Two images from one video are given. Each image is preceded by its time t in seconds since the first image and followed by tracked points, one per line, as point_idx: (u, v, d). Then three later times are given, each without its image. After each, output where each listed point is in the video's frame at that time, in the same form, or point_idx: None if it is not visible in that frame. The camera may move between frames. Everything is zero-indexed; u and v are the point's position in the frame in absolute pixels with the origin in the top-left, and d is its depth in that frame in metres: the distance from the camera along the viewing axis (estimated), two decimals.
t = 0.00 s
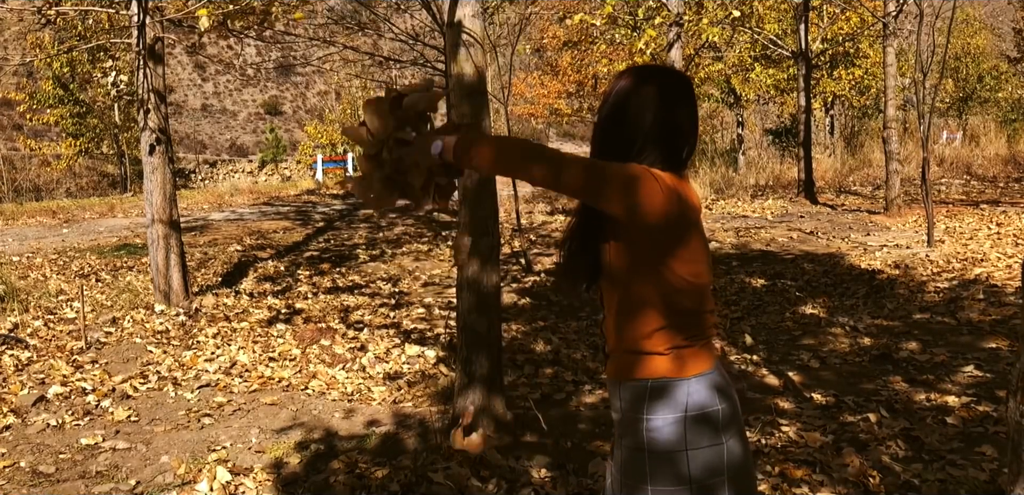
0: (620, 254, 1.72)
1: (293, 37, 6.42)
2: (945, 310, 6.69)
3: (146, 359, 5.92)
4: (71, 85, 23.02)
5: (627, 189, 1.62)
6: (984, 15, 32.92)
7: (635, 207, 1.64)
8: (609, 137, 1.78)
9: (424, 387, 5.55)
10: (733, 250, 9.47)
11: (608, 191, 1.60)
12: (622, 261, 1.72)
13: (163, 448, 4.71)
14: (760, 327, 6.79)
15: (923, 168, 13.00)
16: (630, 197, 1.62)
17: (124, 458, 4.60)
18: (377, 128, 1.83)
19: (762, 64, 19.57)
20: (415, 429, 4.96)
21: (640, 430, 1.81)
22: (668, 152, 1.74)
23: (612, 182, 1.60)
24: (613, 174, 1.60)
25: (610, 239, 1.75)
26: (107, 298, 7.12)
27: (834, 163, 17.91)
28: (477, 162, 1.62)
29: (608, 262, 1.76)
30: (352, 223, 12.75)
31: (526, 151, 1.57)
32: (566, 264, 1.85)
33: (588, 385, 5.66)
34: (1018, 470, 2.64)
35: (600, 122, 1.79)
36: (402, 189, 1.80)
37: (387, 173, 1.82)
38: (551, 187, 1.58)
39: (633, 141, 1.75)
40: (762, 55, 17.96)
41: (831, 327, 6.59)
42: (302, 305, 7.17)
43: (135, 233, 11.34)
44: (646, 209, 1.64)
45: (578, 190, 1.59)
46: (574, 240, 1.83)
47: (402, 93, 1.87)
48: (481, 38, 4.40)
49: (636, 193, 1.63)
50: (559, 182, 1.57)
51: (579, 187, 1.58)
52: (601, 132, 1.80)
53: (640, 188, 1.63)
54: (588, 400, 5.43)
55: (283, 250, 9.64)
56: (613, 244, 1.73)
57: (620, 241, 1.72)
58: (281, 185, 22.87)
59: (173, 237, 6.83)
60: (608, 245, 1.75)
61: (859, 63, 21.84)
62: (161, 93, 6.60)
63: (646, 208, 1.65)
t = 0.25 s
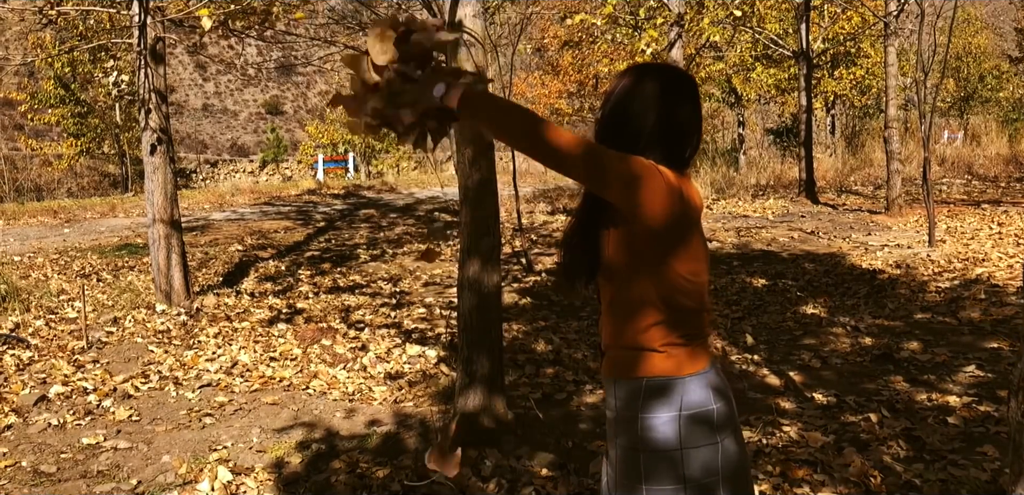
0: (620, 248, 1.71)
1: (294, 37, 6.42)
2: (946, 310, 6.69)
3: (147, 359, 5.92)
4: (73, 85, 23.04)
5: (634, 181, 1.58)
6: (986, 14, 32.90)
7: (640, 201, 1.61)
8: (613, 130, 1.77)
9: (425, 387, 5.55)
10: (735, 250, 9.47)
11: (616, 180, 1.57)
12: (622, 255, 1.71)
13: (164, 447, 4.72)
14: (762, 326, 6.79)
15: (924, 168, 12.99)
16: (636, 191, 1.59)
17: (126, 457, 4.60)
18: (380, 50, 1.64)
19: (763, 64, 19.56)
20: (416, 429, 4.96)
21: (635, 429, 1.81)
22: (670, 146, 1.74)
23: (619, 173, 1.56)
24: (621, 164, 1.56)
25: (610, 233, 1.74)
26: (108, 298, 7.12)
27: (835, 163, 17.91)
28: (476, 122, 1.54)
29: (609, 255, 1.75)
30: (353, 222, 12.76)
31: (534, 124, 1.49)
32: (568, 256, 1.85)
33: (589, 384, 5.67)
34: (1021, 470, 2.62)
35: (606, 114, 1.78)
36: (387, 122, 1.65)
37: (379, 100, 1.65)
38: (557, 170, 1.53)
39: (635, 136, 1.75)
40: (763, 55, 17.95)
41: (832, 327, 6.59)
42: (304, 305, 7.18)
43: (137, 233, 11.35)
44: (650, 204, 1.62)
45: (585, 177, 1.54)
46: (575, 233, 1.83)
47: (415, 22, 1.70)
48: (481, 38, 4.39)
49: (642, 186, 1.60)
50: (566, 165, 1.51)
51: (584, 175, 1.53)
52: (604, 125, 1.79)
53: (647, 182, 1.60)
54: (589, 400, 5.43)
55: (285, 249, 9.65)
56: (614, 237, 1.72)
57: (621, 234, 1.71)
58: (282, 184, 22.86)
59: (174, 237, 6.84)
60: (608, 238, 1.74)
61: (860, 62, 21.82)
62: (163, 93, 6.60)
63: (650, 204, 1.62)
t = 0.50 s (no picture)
0: (619, 244, 1.71)
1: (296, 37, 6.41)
2: (948, 310, 6.68)
3: (149, 359, 5.93)
4: (75, 85, 23.06)
5: (640, 174, 1.58)
6: (988, 14, 32.85)
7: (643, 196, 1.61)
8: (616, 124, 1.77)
9: (427, 387, 5.56)
10: (736, 250, 9.47)
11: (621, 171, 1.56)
12: (622, 251, 1.71)
13: (167, 447, 4.72)
14: (763, 327, 6.78)
15: (926, 168, 12.98)
16: (640, 186, 1.59)
17: (128, 457, 4.61)
18: None
19: (765, 64, 19.54)
20: (418, 429, 4.96)
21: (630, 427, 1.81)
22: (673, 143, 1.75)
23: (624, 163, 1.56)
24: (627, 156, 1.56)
25: (611, 228, 1.74)
26: (110, 298, 7.12)
27: (837, 163, 17.91)
28: (492, 82, 1.54)
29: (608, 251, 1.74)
30: (354, 222, 12.77)
31: (549, 95, 1.51)
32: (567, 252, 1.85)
33: (591, 384, 5.67)
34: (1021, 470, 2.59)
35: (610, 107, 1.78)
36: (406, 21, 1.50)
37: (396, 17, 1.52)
38: (565, 149, 1.53)
39: (638, 132, 1.75)
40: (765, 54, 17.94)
41: (834, 328, 6.58)
42: (305, 305, 7.18)
43: (138, 233, 11.35)
44: (652, 201, 1.62)
45: (592, 164, 1.54)
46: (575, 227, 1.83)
47: None
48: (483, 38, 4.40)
49: (646, 181, 1.59)
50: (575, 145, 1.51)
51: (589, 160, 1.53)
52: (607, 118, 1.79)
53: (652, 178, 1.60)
54: (591, 400, 5.44)
55: (286, 249, 9.65)
56: (614, 232, 1.72)
57: (622, 229, 1.70)
58: (284, 184, 22.87)
59: (176, 237, 6.83)
60: (609, 233, 1.74)
61: (862, 62, 21.80)
62: (165, 92, 6.59)
63: (652, 200, 1.62)
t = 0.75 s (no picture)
0: (619, 241, 1.70)
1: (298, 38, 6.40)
2: (952, 311, 6.68)
3: (152, 359, 5.93)
4: (78, 86, 23.08)
5: (645, 168, 1.57)
6: (992, 14, 32.76)
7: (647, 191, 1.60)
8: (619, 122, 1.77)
9: (430, 387, 5.56)
10: (739, 250, 9.46)
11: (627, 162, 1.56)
12: (622, 249, 1.69)
13: (170, 448, 4.73)
14: (767, 327, 6.78)
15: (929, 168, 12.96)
16: (644, 181, 1.58)
17: (131, 458, 4.61)
18: None
19: (768, 64, 19.51)
20: (421, 430, 4.97)
21: (629, 427, 1.81)
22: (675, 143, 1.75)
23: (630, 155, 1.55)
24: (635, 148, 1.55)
25: (611, 225, 1.73)
26: (114, 298, 7.13)
27: (840, 163, 17.89)
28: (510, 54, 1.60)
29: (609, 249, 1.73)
30: (357, 223, 12.77)
31: (567, 79, 1.54)
32: (565, 250, 1.83)
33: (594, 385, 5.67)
34: None
35: (614, 103, 1.78)
36: None
37: None
38: (573, 134, 1.54)
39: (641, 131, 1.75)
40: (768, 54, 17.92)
41: (837, 328, 6.58)
42: (308, 306, 7.18)
43: (141, 233, 11.35)
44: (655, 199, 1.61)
45: (599, 154, 1.53)
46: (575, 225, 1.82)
47: None
48: (485, 38, 4.39)
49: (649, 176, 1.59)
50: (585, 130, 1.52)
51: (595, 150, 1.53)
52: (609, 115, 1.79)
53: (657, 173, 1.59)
54: (594, 400, 5.44)
55: (289, 250, 9.66)
56: (615, 229, 1.71)
57: (622, 228, 1.69)
58: (287, 185, 22.87)
59: (179, 238, 6.84)
60: (609, 230, 1.73)
61: (865, 62, 21.78)
62: (167, 93, 6.60)
63: (656, 197, 1.61)
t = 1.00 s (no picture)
0: (622, 240, 1.66)
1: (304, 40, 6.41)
2: (957, 312, 6.66)
3: (157, 360, 5.94)
4: (82, 87, 23.12)
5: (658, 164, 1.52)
6: (997, 14, 32.69)
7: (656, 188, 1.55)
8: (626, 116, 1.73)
9: (434, 389, 5.56)
10: (744, 251, 9.45)
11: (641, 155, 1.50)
12: (625, 249, 1.66)
13: (175, 448, 4.73)
14: (771, 328, 6.77)
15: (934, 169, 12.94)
16: (654, 178, 1.53)
17: (137, 459, 4.62)
18: None
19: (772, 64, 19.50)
20: (425, 431, 4.97)
21: (631, 429, 1.80)
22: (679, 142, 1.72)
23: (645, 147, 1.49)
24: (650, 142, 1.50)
25: (613, 223, 1.69)
26: (119, 299, 7.14)
27: (845, 164, 17.86)
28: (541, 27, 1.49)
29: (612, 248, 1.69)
30: (361, 224, 12.78)
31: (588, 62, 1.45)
32: (565, 247, 1.80)
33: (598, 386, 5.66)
34: None
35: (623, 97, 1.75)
36: None
37: None
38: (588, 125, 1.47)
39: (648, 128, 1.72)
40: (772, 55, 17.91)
41: (842, 329, 6.57)
42: (313, 307, 7.19)
43: (146, 234, 11.37)
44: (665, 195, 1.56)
45: (610, 145, 1.46)
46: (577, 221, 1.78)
47: None
48: (488, 39, 4.39)
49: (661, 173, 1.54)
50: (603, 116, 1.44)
51: (611, 139, 1.45)
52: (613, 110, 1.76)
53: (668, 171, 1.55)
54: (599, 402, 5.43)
55: (294, 251, 9.66)
56: (619, 227, 1.67)
57: (626, 225, 1.65)
58: (291, 186, 22.89)
59: (183, 239, 6.85)
60: (612, 228, 1.68)
61: (869, 62, 21.75)
62: (172, 95, 6.61)
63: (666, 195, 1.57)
